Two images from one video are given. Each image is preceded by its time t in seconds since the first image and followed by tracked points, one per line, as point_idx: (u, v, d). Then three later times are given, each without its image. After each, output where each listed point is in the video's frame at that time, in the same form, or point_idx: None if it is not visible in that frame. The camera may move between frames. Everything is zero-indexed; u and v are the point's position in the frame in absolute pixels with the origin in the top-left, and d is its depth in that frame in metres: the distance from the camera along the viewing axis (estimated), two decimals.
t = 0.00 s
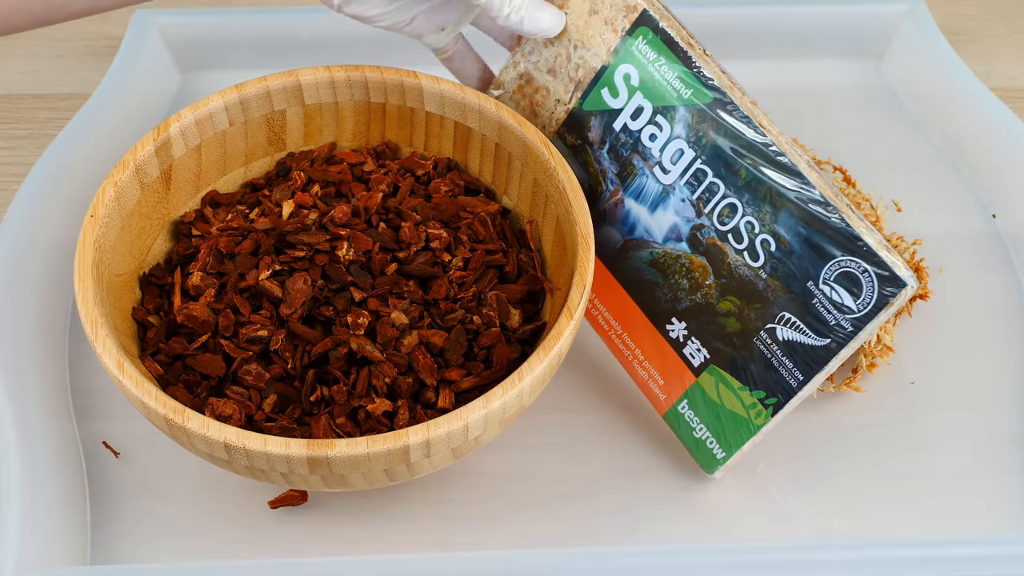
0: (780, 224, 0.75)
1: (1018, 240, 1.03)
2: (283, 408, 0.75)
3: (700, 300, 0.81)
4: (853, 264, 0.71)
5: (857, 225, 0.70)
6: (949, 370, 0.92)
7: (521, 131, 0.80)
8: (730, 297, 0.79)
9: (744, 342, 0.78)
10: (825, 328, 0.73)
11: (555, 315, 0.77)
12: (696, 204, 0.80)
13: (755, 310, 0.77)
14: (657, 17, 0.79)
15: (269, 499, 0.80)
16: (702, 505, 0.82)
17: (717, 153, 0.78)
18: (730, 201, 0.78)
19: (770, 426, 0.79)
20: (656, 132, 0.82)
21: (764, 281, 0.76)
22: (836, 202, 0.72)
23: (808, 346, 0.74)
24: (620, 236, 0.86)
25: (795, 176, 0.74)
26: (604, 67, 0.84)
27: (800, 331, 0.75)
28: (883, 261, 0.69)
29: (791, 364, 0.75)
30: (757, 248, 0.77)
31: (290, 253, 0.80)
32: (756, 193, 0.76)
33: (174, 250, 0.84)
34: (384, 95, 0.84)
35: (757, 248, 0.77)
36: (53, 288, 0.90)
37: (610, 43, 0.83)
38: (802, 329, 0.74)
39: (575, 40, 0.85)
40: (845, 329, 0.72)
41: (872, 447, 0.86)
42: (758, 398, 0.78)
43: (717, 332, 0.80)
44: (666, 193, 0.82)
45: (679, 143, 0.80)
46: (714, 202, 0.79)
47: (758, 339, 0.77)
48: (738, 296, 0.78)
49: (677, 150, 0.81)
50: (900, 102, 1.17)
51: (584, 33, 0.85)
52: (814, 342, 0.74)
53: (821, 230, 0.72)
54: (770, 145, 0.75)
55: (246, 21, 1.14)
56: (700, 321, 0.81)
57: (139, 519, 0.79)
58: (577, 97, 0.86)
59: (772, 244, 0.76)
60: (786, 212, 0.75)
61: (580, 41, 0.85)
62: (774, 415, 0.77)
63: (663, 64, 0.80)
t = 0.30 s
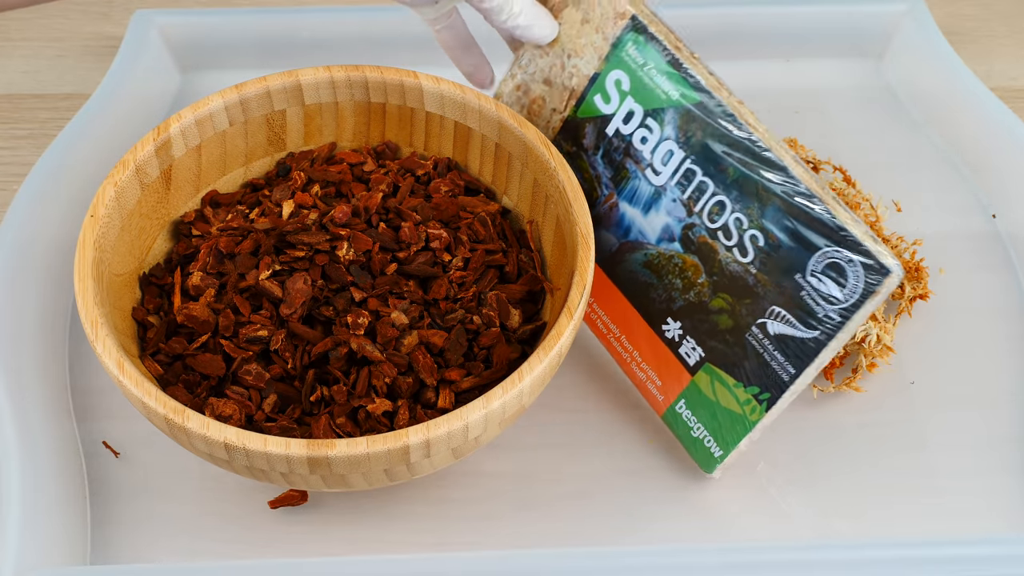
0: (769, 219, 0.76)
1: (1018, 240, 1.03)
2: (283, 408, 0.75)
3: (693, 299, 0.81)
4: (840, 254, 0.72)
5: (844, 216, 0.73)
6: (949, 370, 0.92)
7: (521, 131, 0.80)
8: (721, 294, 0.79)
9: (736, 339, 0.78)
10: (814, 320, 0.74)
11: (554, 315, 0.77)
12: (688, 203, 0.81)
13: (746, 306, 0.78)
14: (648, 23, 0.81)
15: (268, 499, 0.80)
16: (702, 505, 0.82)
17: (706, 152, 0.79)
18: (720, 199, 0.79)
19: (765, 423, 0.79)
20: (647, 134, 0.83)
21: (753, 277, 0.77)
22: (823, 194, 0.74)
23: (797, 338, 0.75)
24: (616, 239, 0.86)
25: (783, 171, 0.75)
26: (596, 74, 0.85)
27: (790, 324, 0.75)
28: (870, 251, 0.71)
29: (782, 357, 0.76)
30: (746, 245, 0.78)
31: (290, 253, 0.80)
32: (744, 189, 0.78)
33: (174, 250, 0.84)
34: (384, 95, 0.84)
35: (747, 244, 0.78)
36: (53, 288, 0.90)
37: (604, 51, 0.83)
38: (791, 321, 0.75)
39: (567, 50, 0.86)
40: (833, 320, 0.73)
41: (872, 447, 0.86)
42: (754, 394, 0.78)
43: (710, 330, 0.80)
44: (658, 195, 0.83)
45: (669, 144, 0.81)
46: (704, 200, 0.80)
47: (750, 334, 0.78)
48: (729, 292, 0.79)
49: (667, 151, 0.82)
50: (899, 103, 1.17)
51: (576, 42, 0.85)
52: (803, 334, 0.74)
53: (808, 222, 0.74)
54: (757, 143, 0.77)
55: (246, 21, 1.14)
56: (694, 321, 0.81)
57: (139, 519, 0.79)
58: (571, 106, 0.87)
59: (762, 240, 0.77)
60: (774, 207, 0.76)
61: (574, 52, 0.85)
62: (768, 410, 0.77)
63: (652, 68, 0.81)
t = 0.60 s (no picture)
0: (720, 224, 0.74)
1: (1018, 241, 1.03)
2: (283, 408, 0.75)
3: (672, 306, 0.81)
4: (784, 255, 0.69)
5: (787, 217, 0.69)
6: (948, 369, 0.92)
7: (521, 131, 0.80)
8: (694, 301, 0.78)
9: (711, 345, 0.77)
10: (771, 324, 0.71)
11: (555, 315, 0.78)
12: (655, 213, 0.80)
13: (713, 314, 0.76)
14: (607, 38, 0.81)
15: (269, 499, 0.80)
16: (701, 505, 0.82)
17: (662, 161, 0.78)
18: (679, 206, 0.78)
19: (749, 427, 0.77)
20: (616, 146, 0.83)
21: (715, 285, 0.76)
22: (763, 196, 0.70)
23: (759, 344, 0.73)
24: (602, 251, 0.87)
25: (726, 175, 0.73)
26: (568, 91, 0.87)
27: (752, 329, 0.73)
28: (808, 252, 0.67)
29: (748, 363, 0.74)
30: (707, 252, 0.76)
31: (290, 253, 0.80)
32: (698, 195, 0.75)
33: (174, 250, 0.84)
34: (384, 95, 0.84)
35: (705, 250, 0.76)
36: (53, 288, 0.90)
37: (570, 68, 0.86)
38: (753, 327, 0.73)
39: (546, 68, 0.89)
40: (787, 323, 0.70)
41: (872, 447, 0.86)
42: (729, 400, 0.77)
43: (689, 337, 0.79)
44: (631, 206, 0.83)
45: (633, 155, 0.81)
46: (667, 208, 0.79)
47: (721, 340, 0.76)
48: (700, 299, 0.78)
49: (632, 161, 0.81)
50: (898, 103, 1.17)
51: (552, 61, 0.88)
52: (764, 339, 0.72)
53: (754, 226, 0.71)
54: (701, 147, 0.74)
55: (245, 20, 1.14)
56: (674, 331, 0.81)
57: (139, 519, 0.79)
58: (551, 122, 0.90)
59: (716, 245, 0.75)
60: (725, 212, 0.73)
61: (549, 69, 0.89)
62: (746, 415, 0.76)
63: (611, 82, 0.82)
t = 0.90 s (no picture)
0: (731, 222, 0.74)
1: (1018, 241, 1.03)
2: (283, 408, 0.75)
3: (677, 305, 0.81)
4: (796, 253, 0.69)
5: (800, 215, 0.69)
6: (948, 369, 0.92)
7: (521, 131, 0.80)
8: (700, 299, 0.78)
9: (717, 343, 0.78)
10: (781, 322, 0.72)
11: (554, 315, 0.78)
12: (663, 212, 0.80)
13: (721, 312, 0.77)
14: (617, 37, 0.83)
15: (269, 499, 0.80)
16: (701, 505, 0.82)
17: (673, 158, 0.78)
18: (689, 204, 0.78)
19: (753, 427, 0.78)
20: (624, 145, 0.83)
21: (724, 282, 0.76)
22: (777, 194, 0.71)
23: (768, 341, 0.73)
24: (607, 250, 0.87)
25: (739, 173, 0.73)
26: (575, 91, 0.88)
27: (761, 327, 0.73)
28: (821, 250, 0.67)
29: (756, 361, 0.74)
30: (716, 249, 0.76)
31: (290, 253, 0.80)
32: (710, 192, 0.76)
33: (173, 250, 0.84)
34: (384, 95, 0.84)
35: (714, 248, 0.76)
36: (54, 289, 0.90)
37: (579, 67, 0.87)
38: (762, 324, 0.73)
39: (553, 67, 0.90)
40: (797, 321, 0.70)
41: (872, 447, 0.86)
42: (735, 399, 0.77)
43: (694, 336, 0.80)
44: (637, 205, 0.83)
45: (642, 154, 0.81)
46: (676, 207, 0.79)
47: (728, 338, 0.77)
48: (707, 297, 0.78)
49: (640, 160, 0.82)
50: (898, 103, 1.17)
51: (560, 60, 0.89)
52: (773, 337, 0.72)
53: (766, 223, 0.71)
54: (713, 145, 0.75)
55: (245, 20, 1.14)
56: (678, 330, 0.81)
57: (140, 519, 0.79)
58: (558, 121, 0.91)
59: (726, 242, 0.75)
60: (736, 210, 0.74)
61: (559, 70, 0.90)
62: (750, 414, 0.76)
63: (621, 82, 0.82)
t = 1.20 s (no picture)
0: (752, 224, 0.76)
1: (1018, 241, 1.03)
2: (283, 408, 0.75)
3: (689, 308, 0.81)
4: (818, 254, 0.71)
5: (823, 218, 0.71)
6: (948, 369, 0.92)
7: (521, 131, 0.80)
8: (715, 302, 0.79)
9: (729, 346, 0.78)
10: (799, 324, 0.73)
11: (555, 315, 0.78)
12: (681, 214, 0.81)
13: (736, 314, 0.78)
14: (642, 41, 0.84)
15: (268, 499, 0.80)
16: (700, 505, 0.82)
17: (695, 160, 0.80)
18: (708, 206, 0.79)
19: (760, 433, 0.78)
20: (643, 147, 0.84)
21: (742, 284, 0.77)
22: (802, 197, 0.72)
23: (785, 344, 0.74)
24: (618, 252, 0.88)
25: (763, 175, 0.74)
26: (595, 92, 0.88)
27: (777, 329, 0.75)
28: (847, 253, 0.69)
29: (771, 363, 0.75)
30: (735, 251, 0.77)
31: (290, 253, 0.80)
32: (732, 193, 0.77)
33: (173, 250, 0.84)
34: (384, 95, 0.84)
35: (733, 250, 0.77)
36: (54, 290, 0.90)
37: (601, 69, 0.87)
38: (779, 327, 0.74)
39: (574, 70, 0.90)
40: (816, 323, 0.71)
41: (872, 447, 0.86)
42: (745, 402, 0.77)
43: (704, 339, 0.80)
44: (654, 207, 0.84)
45: (663, 157, 0.82)
46: (695, 209, 0.80)
47: (742, 341, 0.77)
48: (724, 299, 0.79)
49: (661, 162, 0.83)
50: (899, 104, 1.17)
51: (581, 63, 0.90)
52: (790, 339, 0.73)
53: (790, 225, 0.73)
54: (739, 149, 0.76)
55: (245, 20, 1.14)
56: (687, 332, 0.82)
57: (140, 520, 0.79)
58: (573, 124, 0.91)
59: (745, 244, 0.76)
60: (759, 211, 0.75)
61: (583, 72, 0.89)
62: (760, 419, 0.76)
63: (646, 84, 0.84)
